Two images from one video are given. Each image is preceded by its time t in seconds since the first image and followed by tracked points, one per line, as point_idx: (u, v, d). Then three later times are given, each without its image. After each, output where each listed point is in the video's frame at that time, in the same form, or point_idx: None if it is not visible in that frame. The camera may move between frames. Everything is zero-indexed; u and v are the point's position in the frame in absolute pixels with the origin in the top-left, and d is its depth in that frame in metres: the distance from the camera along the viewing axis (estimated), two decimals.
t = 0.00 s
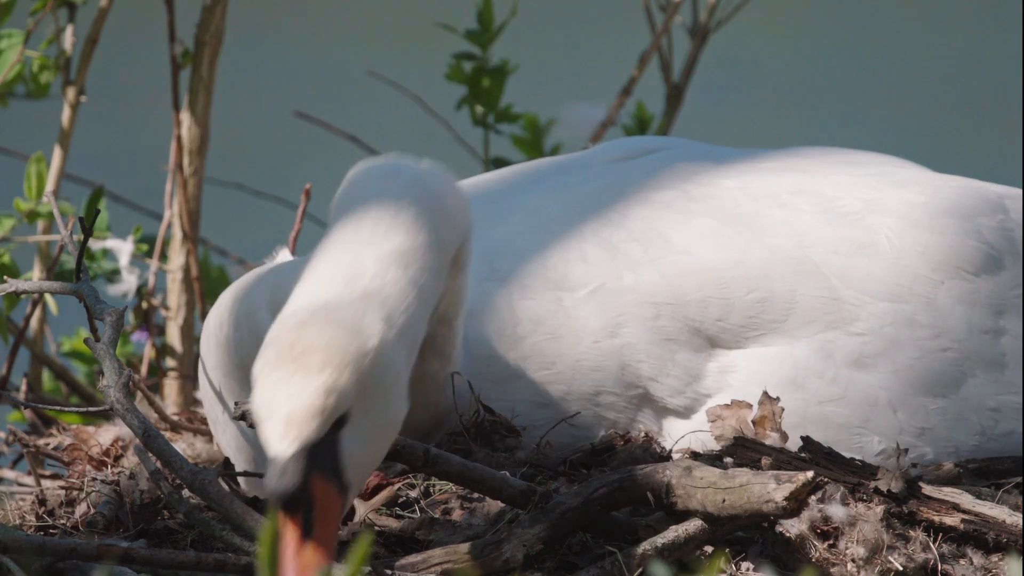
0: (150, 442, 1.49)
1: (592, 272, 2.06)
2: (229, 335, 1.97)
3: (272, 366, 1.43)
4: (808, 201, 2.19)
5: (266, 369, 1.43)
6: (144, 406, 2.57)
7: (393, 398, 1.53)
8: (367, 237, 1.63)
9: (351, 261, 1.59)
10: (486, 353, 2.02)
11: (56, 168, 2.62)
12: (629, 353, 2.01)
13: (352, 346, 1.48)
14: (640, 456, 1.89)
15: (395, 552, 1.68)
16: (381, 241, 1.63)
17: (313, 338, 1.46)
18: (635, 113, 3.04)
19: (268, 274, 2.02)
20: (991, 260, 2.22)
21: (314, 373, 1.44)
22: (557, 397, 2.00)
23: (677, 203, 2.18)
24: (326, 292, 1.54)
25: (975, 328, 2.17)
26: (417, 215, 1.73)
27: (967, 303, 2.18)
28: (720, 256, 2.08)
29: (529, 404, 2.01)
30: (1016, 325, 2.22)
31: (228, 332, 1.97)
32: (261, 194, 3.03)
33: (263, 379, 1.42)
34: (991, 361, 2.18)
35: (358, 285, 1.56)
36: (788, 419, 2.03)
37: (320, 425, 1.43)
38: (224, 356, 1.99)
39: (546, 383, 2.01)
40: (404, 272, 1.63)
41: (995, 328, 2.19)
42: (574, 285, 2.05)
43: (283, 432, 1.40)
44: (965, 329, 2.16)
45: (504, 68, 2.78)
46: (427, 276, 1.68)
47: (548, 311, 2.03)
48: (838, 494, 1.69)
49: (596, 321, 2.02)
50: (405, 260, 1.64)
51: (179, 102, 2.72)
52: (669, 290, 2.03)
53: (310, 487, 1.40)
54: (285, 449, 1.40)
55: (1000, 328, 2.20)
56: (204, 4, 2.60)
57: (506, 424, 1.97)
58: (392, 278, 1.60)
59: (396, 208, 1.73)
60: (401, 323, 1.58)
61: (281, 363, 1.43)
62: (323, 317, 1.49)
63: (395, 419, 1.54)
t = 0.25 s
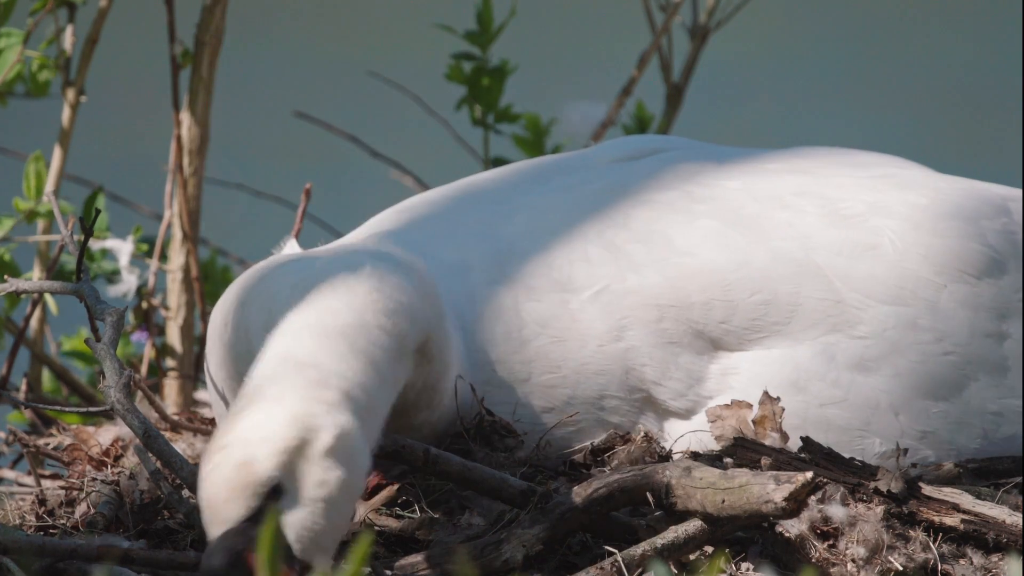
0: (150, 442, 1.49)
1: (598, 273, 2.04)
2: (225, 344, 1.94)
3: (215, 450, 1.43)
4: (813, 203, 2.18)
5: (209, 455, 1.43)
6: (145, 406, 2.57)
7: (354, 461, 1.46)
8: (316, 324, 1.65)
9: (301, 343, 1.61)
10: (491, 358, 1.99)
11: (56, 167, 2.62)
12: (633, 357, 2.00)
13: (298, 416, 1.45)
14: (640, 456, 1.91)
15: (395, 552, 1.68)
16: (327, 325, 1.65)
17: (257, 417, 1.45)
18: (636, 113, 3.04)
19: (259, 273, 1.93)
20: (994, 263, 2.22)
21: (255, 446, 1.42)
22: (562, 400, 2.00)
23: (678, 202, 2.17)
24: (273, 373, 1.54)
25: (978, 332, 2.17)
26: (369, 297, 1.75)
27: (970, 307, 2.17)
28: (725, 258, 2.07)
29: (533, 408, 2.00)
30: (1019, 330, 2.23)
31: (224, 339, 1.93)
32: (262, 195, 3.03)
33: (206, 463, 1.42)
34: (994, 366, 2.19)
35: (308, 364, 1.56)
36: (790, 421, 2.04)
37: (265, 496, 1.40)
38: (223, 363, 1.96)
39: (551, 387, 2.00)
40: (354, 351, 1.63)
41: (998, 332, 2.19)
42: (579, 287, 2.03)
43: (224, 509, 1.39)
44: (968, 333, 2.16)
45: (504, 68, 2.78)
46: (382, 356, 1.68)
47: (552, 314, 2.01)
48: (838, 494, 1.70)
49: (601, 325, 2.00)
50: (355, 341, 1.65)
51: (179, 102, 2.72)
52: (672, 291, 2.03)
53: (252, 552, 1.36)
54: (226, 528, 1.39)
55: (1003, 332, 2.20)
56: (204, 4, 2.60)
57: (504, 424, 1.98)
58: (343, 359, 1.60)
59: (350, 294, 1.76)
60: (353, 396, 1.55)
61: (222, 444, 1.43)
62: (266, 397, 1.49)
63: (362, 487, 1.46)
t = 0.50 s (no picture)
0: (150, 442, 1.49)
1: (598, 273, 2.04)
2: (224, 349, 1.97)
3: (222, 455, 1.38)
4: (813, 203, 2.18)
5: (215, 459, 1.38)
6: (145, 406, 2.57)
7: (348, 495, 1.37)
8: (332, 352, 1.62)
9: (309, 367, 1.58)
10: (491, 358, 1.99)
11: (56, 167, 2.62)
12: (634, 357, 2.00)
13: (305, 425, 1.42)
14: (640, 455, 1.91)
15: (395, 552, 1.69)
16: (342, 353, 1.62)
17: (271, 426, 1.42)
18: (635, 113, 3.05)
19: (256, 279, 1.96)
20: (995, 263, 2.22)
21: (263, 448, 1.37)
22: (563, 401, 2.00)
23: (677, 203, 2.17)
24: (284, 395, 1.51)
25: (979, 332, 2.17)
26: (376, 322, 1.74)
27: (970, 307, 2.17)
28: (726, 258, 2.07)
29: (535, 407, 2.00)
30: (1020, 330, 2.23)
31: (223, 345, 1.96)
32: (261, 194, 3.03)
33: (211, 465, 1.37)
34: (995, 366, 2.19)
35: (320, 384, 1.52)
36: (790, 421, 2.04)
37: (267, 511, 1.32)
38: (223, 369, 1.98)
39: (553, 387, 2.00)
40: (371, 382, 1.59)
41: (998, 332, 2.19)
42: (580, 287, 2.03)
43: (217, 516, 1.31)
44: (969, 334, 2.16)
45: (504, 68, 2.78)
46: (395, 384, 1.65)
47: (554, 314, 2.00)
48: (838, 494, 1.69)
49: (602, 324, 2.00)
50: (369, 363, 1.62)
51: (179, 101, 2.72)
52: (672, 290, 2.03)
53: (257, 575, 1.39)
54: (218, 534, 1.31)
55: (1004, 332, 2.20)
56: (204, 4, 2.60)
57: (502, 424, 1.97)
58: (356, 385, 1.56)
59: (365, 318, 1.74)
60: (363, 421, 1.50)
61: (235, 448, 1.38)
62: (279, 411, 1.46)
63: (362, 519, 1.40)
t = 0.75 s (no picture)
0: (150, 442, 1.49)
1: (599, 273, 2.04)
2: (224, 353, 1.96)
3: (247, 441, 1.41)
4: (814, 203, 2.18)
5: (238, 442, 1.42)
6: (145, 406, 2.57)
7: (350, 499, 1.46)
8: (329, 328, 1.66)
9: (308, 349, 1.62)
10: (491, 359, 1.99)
11: (56, 168, 2.62)
12: (634, 357, 2.01)
13: (329, 408, 1.49)
14: (640, 456, 1.91)
15: (395, 552, 1.69)
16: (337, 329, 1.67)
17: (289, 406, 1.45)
18: (635, 113, 3.05)
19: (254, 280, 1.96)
20: (995, 264, 2.22)
21: (295, 438, 1.43)
22: (563, 401, 2.00)
23: (677, 203, 2.17)
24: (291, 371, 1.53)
25: (979, 333, 2.17)
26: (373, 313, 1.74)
27: (970, 308, 2.17)
28: (727, 258, 2.06)
29: (535, 408, 2.00)
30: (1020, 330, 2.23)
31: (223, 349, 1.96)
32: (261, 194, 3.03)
33: (233, 454, 1.41)
34: (995, 367, 2.19)
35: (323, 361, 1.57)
36: (790, 421, 2.04)
37: (300, 505, 1.43)
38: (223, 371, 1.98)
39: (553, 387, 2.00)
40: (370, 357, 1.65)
41: (999, 333, 2.19)
42: (580, 287, 2.03)
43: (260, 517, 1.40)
44: (969, 335, 2.16)
45: (504, 68, 2.78)
46: (389, 371, 1.67)
47: (553, 314, 2.01)
48: (838, 494, 1.69)
49: (602, 324, 2.00)
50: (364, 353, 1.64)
51: (179, 101, 2.72)
52: (672, 291, 2.03)
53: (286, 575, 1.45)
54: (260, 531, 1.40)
55: (1004, 333, 2.20)
56: (204, 4, 2.60)
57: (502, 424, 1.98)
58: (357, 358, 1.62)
59: (359, 297, 1.78)
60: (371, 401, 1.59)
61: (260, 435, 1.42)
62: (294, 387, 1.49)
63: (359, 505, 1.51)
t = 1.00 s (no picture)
0: (150, 442, 1.49)
1: (600, 272, 2.04)
2: (224, 355, 1.98)
3: (291, 396, 1.40)
4: (814, 203, 2.18)
5: (279, 397, 1.40)
6: (144, 406, 2.57)
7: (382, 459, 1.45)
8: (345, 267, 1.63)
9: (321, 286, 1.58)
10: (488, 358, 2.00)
11: (56, 168, 2.62)
12: (633, 357, 2.01)
13: (360, 354, 1.48)
14: (640, 456, 1.91)
15: (395, 552, 1.67)
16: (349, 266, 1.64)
17: (321, 357, 1.44)
18: (636, 113, 3.04)
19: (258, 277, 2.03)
20: (995, 264, 2.22)
21: (335, 390, 1.42)
22: (562, 400, 2.01)
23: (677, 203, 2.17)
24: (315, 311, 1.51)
25: (979, 333, 2.17)
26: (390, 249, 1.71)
27: (970, 308, 2.17)
28: (727, 258, 2.06)
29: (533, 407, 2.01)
30: (1020, 330, 2.22)
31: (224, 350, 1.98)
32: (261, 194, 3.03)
33: (275, 408, 1.39)
34: (995, 366, 2.19)
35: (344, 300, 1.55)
36: (790, 421, 2.04)
37: (347, 465, 1.41)
38: (223, 373, 1.99)
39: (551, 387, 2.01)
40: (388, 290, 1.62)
41: (999, 333, 2.19)
42: (579, 287, 2.03)
43: (315, 476, 1.38)
44: (969, 335, 2.16)
45: (504, 68, 2.78)
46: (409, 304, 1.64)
47: (552, 314, 2.02)
48: (838, 494, 1.69)
49: (601, 323, 2.01)
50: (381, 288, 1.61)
51: (178, 101, 2.72)
52: (672, 291, 2.03)
53: (346, 532, 1.39)
54: (314, 492, 1.38)
55: (1004, 333, 2.20)
56: (204, 4, 2.60)
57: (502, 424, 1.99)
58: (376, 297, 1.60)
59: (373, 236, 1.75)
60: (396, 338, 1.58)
61: (299, 388, 1.41)
62: (321, 336, 1.47)
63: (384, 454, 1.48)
